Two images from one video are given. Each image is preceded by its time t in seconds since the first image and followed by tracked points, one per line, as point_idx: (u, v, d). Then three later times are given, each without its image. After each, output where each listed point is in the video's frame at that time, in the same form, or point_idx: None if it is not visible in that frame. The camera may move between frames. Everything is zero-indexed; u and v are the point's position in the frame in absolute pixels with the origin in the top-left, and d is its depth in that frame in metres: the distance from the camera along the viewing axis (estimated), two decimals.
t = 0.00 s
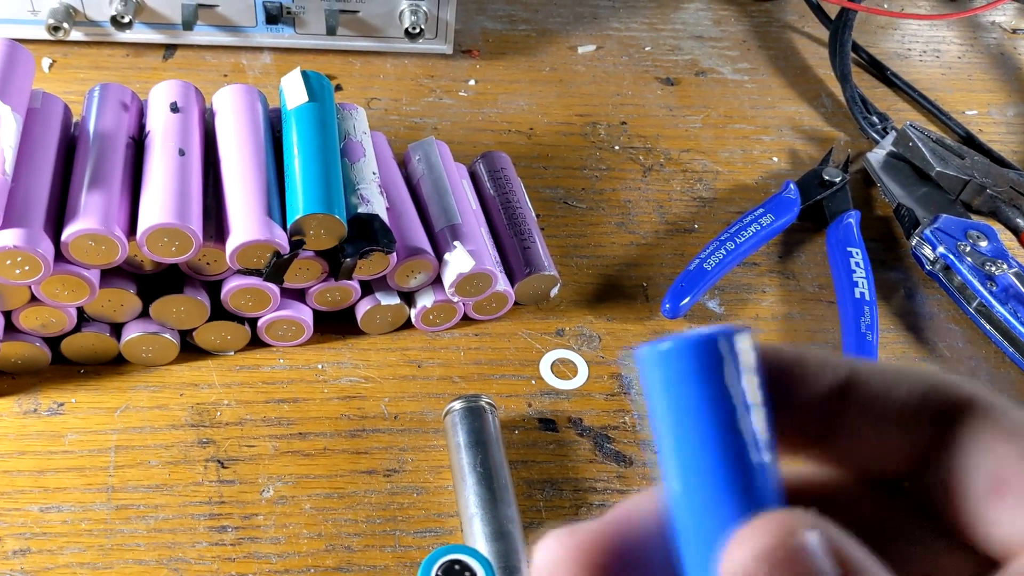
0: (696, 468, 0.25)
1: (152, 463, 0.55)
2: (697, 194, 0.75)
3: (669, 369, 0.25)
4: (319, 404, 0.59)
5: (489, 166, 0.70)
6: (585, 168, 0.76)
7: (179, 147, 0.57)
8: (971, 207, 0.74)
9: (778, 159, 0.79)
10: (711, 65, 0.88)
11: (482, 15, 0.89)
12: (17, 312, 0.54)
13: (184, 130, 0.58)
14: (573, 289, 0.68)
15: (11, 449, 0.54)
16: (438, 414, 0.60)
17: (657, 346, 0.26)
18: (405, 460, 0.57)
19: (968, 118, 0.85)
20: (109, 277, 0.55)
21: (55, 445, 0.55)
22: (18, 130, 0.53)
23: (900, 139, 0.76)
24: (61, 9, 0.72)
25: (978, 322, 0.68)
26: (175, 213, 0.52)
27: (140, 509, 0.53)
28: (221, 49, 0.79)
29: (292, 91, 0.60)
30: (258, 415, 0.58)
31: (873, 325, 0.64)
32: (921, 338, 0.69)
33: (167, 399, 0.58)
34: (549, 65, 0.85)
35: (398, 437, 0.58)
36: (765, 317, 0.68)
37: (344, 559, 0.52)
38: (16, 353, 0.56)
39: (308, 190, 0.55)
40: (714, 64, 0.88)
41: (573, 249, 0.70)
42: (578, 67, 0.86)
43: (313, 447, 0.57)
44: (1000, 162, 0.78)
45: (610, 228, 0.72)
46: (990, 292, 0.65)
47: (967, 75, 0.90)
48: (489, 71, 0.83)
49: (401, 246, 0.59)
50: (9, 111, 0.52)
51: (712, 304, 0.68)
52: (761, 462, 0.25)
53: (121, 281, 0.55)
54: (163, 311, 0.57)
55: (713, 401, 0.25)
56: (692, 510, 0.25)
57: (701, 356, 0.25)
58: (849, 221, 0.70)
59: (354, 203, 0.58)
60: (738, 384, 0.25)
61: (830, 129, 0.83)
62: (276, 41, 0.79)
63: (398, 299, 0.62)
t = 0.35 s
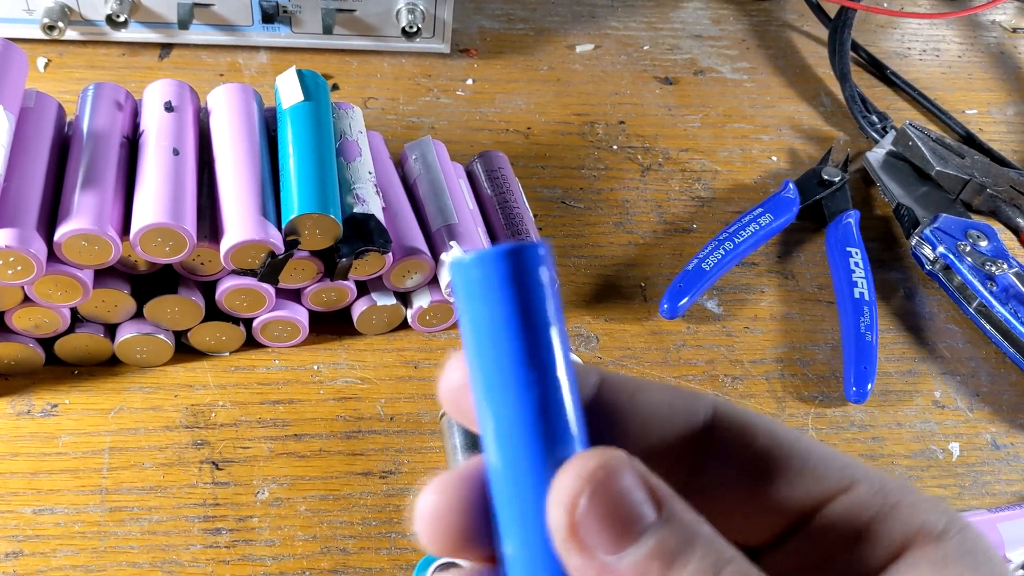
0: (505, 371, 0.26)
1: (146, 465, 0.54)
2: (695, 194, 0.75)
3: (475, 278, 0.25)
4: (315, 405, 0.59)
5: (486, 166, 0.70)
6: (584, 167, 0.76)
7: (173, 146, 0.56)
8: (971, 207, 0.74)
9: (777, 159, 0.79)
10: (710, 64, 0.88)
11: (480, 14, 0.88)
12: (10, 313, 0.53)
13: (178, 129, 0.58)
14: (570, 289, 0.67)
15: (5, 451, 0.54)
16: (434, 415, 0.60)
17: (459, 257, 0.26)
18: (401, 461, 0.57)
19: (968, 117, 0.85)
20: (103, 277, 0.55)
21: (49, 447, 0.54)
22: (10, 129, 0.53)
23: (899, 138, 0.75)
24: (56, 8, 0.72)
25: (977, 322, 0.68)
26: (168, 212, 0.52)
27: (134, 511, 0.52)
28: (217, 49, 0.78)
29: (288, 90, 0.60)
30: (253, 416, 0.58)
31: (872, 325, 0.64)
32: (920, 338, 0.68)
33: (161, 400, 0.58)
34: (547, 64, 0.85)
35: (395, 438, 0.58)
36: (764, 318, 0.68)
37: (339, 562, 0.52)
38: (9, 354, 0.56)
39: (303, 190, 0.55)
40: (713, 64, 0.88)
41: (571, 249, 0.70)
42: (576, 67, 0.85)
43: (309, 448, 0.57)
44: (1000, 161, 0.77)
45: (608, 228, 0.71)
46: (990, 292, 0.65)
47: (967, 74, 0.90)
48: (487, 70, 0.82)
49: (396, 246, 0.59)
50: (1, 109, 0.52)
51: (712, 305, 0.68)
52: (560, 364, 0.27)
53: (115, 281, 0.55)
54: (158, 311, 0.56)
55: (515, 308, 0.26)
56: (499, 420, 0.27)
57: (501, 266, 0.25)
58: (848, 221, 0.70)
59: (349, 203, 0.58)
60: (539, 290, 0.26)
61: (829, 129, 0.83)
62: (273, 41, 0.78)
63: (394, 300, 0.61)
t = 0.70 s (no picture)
0: (504, 366, 0.30)
1: (156, 465, 0.55)
2: (699, 195, 0.75)
3: (481, 277, 0.29)
4: (322, 406, 0.59)
5: (491, 167, 0.70)
6: (588, 168, 0.76)
7: (181, 148, 0.57)
8: (973, 208, 0.75)
9: (780, 160, 0.79)
10: (713, 66, 0.88)
11: (484, 16, 0.89)
12: (20, 315, 0.54)
13: (187, 131, 0.58)
14: (575, 290, 0.67)
15: (15, 451, 0.54)
16: (441, 416, 0.60)
17: (469, 255, 0.29)
18: (408, 462, 0.57)
19: (970, 119, 0.85)
20: (112, 279, 0.55)
21: (59, 447, 0.55)
22: (20, 132, 0.53)
23: (902, 139, 0.76)
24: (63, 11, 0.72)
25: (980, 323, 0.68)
26: (178, 214, 0.52)
27: (143, 511, 0.53)
28: (223, 51, 0.78)
29: (294, 92, 0.60)
30: (261, 416, 0.58)
31: (875, 326, 0.64)
32: (923, 338, 0.69)
33: (170, 401, 0.58)
34: (551, 66, 0.85)
35: (401, 439, 0.58)
36: (768, 318, 0.68)
37: (348, 561, 0.52)
38: (19, 355, 0.56)
39: (311, 192, 0.55)
40: (716, 65, 0.88)
41: (576, 250, 0.70)
42: (579, 68, 0.85)
43: (316, 449, 0.57)
44: (1002, 162, 0.78)
45: (613, 230, 0.72)
46: (993, 292, 0.65)
47: (969, 76, 0.90)
48: (491, 72, 0.83)
49: (403, 248, 0.59)
50: (11, 112, 0.53)
51: (716, 306, 0.68)
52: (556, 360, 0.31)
53: (124, 283, 0.55)
54: (166, 313, 0.57)
55: (516, 306, 0.29)
56: (499, 411, 0.31)
57: (507, 267, 0.29)
58: (852, 222, 0.70)
59: (356, 205, 0.58)
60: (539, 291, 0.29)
61: (832, 130, 0.83)
62: (278, 43, 0.79)
63: (401, 301, 0.62)
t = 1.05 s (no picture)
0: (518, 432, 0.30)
1: (164, 469, 0.55)
2: (704, 198, 0.75)
3: (523, 373, 0.27)
4: (330, 409, 0.60)
5: (498, 171, 0.70)
6: (594, 172, 0.76)
7: (190, 152, 0.57)
8: (978, 211, 0.74)
9: (786, 163, 0.79)
10: (718, 69, 0.88)
11: (489, 19, 0.89)
12: (29, 319, 0.54)
13: (195, 136, 0.58)
14: (582, 294, 0.67)
15: (24, 455, 0.54)
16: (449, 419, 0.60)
17: (508, 351, 0.27)
18: (416, 465, 0.57)
19: (975, 122, 0.85)
20: (121, 283, 0.55)
21: (67, 451, 0.55)
22: (30, 137, 0.53)
23: (907, 143, 0.76)
24: (71, 15, 0.72)
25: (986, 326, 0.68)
26: (187, 219, 0.52)
27: (152, 515, 0.53)
28: (229, 54, 0.79)
29: (303, 97, 0.61)
30: (269, 420, 0.58)
31: (882, 330, 0.64)
32: (929, 342, 0.69)
33: (178, 405, 0.58)
34: (556, 69, 0.85)
35: (409, 442, 0.58)
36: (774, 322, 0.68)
37: (356, 565, 0.52)
38: (28, 359, 0.56)
39: (320, 196, 0.55)
40: (721, 68, 0.88)
41: (582, 253, 0.70)
42: (585, 71, 0.86)
43: (324, 452, 0.57)
44: (1007, 165, 0.78)
45: (619, 233, 0.72)
46: (999, 295, 0.65)
47: (973, 79, 0.90)
48: (497, 75, 0.83)
49: (411, 252, 0.60)
50: (21, 117, 0.53)
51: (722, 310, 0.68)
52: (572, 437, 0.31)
53: (133, 287, 0.55)
54: (175, 317, 0.57)
55: (546, 407, 0.29)
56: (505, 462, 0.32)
57: (543, 385, 0.28)
58: (859, 225, 0.71)
59: (365, 209, 0.59)
60: (576, 393, 0.29)
61: (837, 133, 0.83)
62: (285, 46, 0.79)
63: (408, 305, 0.62)
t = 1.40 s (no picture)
0: (525, 390, 0.31)
1: (166, 472, 0.55)
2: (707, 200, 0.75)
3: (513, 331, 0.29)
4: (332, 412, 0.59)
5: (500, 173, 0.70)
6: (596, 174, 0.76)
7: (192, 154, 0.57)
8: (982, 213, 0.73)
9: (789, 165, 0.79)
10: (720, 70, 0.88)
11: (491, 21, 0.89)
12: (30, 321, 0.54)
13: (197, 138, 0.58)
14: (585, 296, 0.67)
15: (25, 458, 0.54)
16: (451, 422, 0.60)
17: (499, 312, 0.29)
18: (418, 468, 0.57)
19: (978, 123, 0.85)
20: (122, 286, 0.55)
21: (68, 454, 0.55)
22: (31, 138, 0.53)
23: (910, 144, 0.76)
24: (71, 16, 0.72)
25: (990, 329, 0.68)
26: (189, 221, 0.52)
27: (154, 518, 0.52)
28: (230, 56, 0.79)
29: (305, 99, 0.60)
30: (271, 423, 0.58)
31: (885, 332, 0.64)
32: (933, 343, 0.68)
33: (180, 408, 0.58)
34: (558, 71, 0.85)
35: (412, 445, 0.58)
36: (777, 324, 0.68)
37: (359, 568, 0.52)
38: (29, 361, 0.56)
39: (322, 198, 0.55)
40: (723, 70, 0.88)
41: (585, 254, 0.70)
42: (587, 73, 0.86)
43: (326, 455, 0.57)
44: (1011, 166, 0.77)
45: (621, 234, 0.72)
46: (1003, 297, 0.64)
47: (976, 80, 0.90)
48: (498, 77, 0.83)
49: (413, 254, 0.60)
50: (23, 119, 0.53)
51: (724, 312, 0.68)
52: (574, 395, 0.32)
53: (135, 290, 0.55)
54: (176, 319, 0.57)
55: (540, 366, 0.30)
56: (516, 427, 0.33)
57: (533, 332, 0.29)
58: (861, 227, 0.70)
59: (367, 211, 0.58)
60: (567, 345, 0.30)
61: (840, 134, 0.83)
62: (286, 48, 0.79)
63: (410, 307, 0.62)
